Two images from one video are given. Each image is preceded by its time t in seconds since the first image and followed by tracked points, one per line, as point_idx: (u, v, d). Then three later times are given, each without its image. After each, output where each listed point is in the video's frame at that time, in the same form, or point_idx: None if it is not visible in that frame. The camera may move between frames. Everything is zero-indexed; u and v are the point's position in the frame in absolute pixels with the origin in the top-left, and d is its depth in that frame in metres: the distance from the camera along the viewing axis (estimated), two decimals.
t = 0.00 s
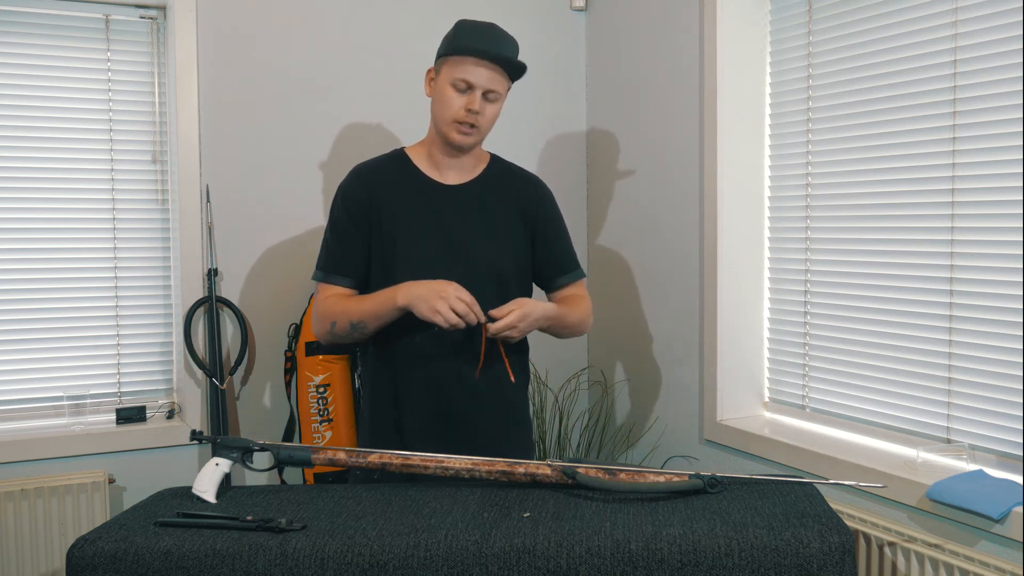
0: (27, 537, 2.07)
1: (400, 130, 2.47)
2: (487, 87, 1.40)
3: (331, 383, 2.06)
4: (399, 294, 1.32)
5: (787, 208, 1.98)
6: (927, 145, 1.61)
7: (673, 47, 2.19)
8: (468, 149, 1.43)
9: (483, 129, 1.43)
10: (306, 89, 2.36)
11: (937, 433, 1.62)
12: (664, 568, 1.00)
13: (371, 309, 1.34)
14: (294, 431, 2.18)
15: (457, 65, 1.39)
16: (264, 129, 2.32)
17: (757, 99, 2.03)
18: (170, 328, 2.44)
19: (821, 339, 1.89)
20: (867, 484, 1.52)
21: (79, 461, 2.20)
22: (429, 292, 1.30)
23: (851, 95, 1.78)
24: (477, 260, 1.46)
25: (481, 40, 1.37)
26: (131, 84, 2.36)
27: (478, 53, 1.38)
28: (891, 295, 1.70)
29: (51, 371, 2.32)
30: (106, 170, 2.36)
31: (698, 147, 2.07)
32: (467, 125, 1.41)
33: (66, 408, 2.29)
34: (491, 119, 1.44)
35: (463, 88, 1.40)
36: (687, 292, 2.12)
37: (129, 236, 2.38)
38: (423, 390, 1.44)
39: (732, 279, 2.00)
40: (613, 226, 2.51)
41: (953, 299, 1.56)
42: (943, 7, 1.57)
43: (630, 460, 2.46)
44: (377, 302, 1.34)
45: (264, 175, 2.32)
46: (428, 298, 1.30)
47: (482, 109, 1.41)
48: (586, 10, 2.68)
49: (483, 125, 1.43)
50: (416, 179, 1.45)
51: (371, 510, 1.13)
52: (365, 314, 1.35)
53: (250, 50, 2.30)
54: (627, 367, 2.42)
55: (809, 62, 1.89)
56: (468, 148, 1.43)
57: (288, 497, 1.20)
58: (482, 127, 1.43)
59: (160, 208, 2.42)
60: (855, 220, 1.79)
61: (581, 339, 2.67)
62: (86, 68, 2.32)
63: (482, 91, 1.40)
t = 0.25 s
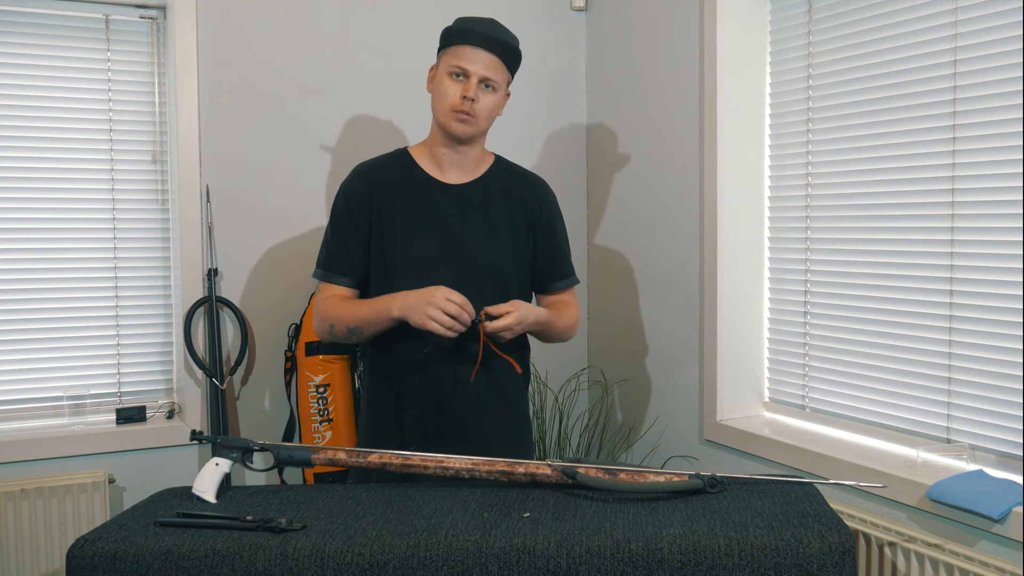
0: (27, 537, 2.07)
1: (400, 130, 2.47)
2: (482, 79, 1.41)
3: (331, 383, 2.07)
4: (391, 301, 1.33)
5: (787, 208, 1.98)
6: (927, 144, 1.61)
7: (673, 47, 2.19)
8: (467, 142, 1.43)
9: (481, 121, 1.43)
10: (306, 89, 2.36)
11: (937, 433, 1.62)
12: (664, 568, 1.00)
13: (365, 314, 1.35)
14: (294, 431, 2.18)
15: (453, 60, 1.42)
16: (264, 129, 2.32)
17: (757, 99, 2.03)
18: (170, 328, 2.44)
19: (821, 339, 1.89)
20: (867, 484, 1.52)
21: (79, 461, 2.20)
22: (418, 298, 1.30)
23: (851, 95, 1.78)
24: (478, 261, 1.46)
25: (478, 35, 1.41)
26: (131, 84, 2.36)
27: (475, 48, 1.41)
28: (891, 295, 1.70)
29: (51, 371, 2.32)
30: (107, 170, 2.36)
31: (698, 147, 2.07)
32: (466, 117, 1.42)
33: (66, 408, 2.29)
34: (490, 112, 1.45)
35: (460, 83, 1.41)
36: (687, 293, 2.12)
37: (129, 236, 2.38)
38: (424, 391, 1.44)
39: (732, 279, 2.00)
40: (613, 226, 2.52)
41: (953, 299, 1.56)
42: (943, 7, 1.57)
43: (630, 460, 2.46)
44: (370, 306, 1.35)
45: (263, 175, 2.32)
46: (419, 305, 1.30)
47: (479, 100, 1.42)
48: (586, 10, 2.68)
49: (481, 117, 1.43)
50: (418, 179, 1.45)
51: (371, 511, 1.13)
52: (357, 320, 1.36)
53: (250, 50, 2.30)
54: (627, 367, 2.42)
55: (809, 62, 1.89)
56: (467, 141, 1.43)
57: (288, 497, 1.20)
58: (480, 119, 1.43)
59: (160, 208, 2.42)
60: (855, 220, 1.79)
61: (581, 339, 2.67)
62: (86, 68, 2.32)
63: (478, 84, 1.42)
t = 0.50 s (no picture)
0: (27, 537, 2.07)
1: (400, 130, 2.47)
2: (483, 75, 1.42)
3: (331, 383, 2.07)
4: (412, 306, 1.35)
5: (787, 208, 1.98)
6: (927, 144, 1.61)
7: (673, 47, 2.19)
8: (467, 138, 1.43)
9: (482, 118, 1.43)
10: (305, 89, 2.36)
11: (937, 433, 1.62)
12: (664, 568, 1.00)
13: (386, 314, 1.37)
14: (294, 431, 2.18)
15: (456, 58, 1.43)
16: (264, 129, 2.32)
17: (757, 99, 2.03)
18: (170, 327, 2.44)
19: (821, 339, 1.89)
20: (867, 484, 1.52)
21: (79, 461, 2.20)
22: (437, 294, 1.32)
23: (851, 95, 1.79)
24: (479, 261, 1.46)
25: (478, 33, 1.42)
26: (131, 84, 2.36)
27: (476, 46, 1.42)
28: (891, 294, 1.70)
29: (51, 371, 2.32)
30: (107, 170, 2.36)
31: (698, 147, 2.07)
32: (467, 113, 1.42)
33: (66, 408, 2.29)
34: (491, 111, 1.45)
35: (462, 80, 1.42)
36: (687, 294, 2.12)
37: (129, 236, 2.38)
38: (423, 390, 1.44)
39: (732, 280, 2.00)
40: (613, 226, 2.52)
41: (953, 299, 1.56)
42: (943, 7, 1.57)
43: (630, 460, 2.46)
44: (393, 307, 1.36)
45: (263, 175, 2.32)
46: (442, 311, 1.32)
47: (479, 97, 1.42)
48: (586, 10, 2.68)
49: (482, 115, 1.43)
50: (420, 179, 1.45)
51: (371, 511, 1.13)
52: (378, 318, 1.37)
53: (250, 50, 2.30)
54: (627, 367, 2.42)
55: (809, 62, 1.89)
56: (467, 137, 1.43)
57: (288, 497, 1.20)
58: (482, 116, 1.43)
59: (160, 208, 2.42)
60: (855, 220, 1.79)
61: (581, 339, 2.67)
62: (86, 68, 2.32)
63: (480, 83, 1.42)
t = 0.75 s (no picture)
0: (27, 537, 2.07)
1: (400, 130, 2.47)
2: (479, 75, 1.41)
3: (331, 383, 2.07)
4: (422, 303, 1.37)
5: (787, 208, 1.98)
6: (927, 144, 1.61)
7: (673, 47, 2.19)
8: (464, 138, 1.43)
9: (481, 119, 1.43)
10: (306, 89, 2.36)
11: (937, 433, 1.62)
12: (664, 568, 1.00)
13: (396, 314, 1.38)
14: (294, 431, 2.18)
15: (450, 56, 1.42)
16: (264, 129, 2.32)
17: (757, 99, 2.03)
18: (170, 327, 2.44)
19: (821, 339, 1.89)
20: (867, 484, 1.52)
21: (79, 461, 2.20)
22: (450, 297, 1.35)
23: (851, 95, 1.79)
24: (482, 261, 1.46)
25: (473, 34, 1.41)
26: (131, 84, 2.36)
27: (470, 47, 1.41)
28: (891, 294, 1.70)
29: (51, 371, 2.32)
30: (107, 170, 2.36)
31: (698, 147, 2.07)
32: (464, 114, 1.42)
33: (66, 408, 2.29)
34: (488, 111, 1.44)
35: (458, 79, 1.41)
36: (687, 294, 2.12)
37: (129, 236, 2.38)
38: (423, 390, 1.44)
39: (732, 280, 2.00)
40: (614, 226, 2.51)
41: (953, 299, 1.56)
42: (942, 7, 1.57)
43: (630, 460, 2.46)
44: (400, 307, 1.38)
45: (263, 175, 2.32)
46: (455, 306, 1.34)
47: (470, 94, 1.41)
48: (586, 10, 2.68)
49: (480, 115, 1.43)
50: (423, 180, 1.45)
51: (371, 511, 1.13)
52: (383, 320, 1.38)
53: (250, 50, 2.30)
54: (627, 367, 2.42)
55: (809, 62, 1.89)
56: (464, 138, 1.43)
57: (288, 497, 1.20)
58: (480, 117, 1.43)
59: (160, 208, 2.42)
60: (855, 220, 1.78)
61: (581, 339, 2.67)
62: (86, 68, 2.32)
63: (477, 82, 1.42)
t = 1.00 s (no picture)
0: (27, 537, 2.07)
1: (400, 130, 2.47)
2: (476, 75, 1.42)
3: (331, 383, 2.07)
4: (421, 308, 1.35)
5: (787, 208, 1.98)
6: (927, 144, 1.61)
7: (673, 47, 2.19)
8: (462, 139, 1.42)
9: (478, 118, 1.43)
10: (306, 89, 2.36)
11: (937, 433, 1.61)
12: (664, 568, 1.00)
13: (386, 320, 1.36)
14: (294, 431, 2.18)
15: (445, 58, 1.42)
16: (264, 129, 2.32)
17: (757, 100, 2.03)
18: (170, 328, 2.44)
19: (821, 339, 1.89)
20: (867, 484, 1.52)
21: (79, 461, 2.20)
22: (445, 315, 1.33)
23: (851, 95, 1.79)
24: (481, 262, 1.46)
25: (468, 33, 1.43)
26: (131, 84, 2.36)
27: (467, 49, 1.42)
28: (891, 294, 1.70)
29: (51, 371, 2.32)
30: (107, 171, 2.35)
31: (698, 147, 2.07)
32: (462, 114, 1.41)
33: (66, 408, 2.29)
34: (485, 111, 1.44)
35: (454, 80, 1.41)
36: (687, 294, 2.12)
37: (129, 236, 2.38)
38: (425, 391, 1.44)
39: (732, 281, 2.00)
40: (614, 226, 2.51)
41: (953, 299, 1.56)
42: (942, 7, 1.57)
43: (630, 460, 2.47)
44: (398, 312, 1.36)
45: (263, 175, 2.32)
46: (453, 317, 1.32)
47: (465, 93, 1.41)
48: (586, 10, 2.68)
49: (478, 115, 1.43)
50: (424, 180, 1.45)
51: (371, 511, 1.13)
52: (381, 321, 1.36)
53: (250, 50, 2.30)
54: (627, 367, 2.42)
55: (809, 62, 1.89)
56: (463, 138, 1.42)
57: (288, 497, 1.20)
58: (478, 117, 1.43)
59: (160, 208, 2.42)
60: (855, 220, 1.78)
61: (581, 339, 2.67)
62: (86, 68, 2.32)
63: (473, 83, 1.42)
